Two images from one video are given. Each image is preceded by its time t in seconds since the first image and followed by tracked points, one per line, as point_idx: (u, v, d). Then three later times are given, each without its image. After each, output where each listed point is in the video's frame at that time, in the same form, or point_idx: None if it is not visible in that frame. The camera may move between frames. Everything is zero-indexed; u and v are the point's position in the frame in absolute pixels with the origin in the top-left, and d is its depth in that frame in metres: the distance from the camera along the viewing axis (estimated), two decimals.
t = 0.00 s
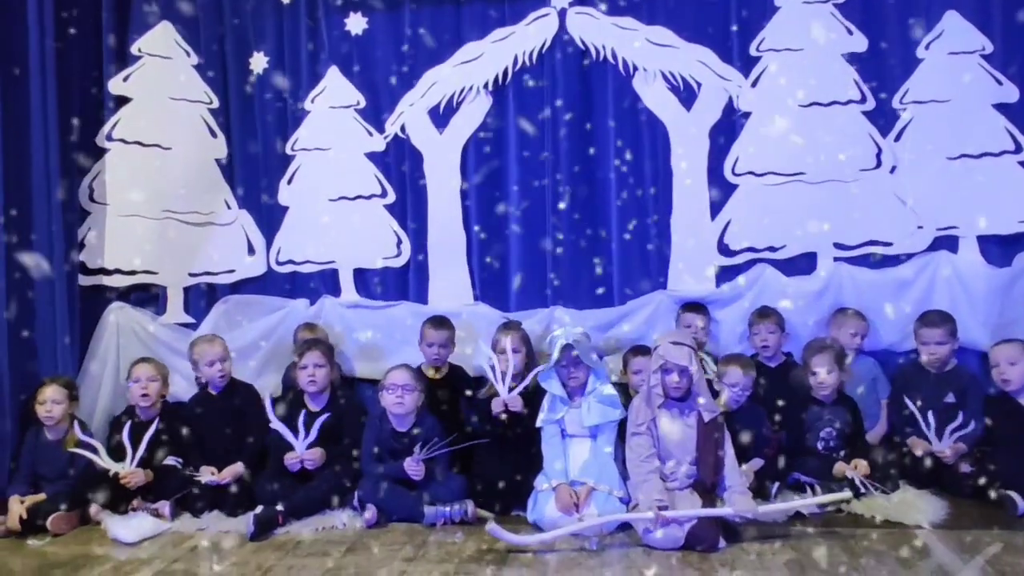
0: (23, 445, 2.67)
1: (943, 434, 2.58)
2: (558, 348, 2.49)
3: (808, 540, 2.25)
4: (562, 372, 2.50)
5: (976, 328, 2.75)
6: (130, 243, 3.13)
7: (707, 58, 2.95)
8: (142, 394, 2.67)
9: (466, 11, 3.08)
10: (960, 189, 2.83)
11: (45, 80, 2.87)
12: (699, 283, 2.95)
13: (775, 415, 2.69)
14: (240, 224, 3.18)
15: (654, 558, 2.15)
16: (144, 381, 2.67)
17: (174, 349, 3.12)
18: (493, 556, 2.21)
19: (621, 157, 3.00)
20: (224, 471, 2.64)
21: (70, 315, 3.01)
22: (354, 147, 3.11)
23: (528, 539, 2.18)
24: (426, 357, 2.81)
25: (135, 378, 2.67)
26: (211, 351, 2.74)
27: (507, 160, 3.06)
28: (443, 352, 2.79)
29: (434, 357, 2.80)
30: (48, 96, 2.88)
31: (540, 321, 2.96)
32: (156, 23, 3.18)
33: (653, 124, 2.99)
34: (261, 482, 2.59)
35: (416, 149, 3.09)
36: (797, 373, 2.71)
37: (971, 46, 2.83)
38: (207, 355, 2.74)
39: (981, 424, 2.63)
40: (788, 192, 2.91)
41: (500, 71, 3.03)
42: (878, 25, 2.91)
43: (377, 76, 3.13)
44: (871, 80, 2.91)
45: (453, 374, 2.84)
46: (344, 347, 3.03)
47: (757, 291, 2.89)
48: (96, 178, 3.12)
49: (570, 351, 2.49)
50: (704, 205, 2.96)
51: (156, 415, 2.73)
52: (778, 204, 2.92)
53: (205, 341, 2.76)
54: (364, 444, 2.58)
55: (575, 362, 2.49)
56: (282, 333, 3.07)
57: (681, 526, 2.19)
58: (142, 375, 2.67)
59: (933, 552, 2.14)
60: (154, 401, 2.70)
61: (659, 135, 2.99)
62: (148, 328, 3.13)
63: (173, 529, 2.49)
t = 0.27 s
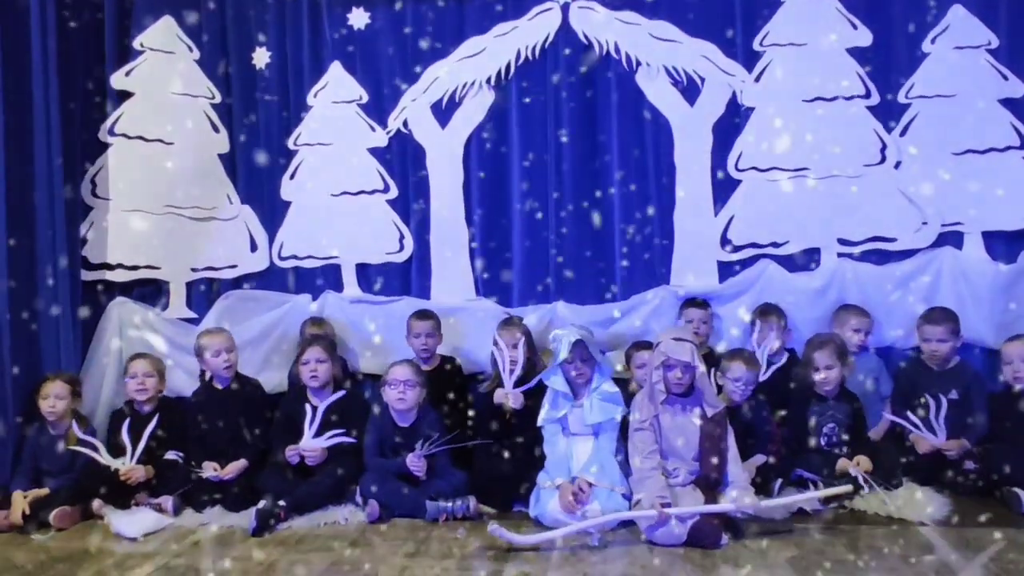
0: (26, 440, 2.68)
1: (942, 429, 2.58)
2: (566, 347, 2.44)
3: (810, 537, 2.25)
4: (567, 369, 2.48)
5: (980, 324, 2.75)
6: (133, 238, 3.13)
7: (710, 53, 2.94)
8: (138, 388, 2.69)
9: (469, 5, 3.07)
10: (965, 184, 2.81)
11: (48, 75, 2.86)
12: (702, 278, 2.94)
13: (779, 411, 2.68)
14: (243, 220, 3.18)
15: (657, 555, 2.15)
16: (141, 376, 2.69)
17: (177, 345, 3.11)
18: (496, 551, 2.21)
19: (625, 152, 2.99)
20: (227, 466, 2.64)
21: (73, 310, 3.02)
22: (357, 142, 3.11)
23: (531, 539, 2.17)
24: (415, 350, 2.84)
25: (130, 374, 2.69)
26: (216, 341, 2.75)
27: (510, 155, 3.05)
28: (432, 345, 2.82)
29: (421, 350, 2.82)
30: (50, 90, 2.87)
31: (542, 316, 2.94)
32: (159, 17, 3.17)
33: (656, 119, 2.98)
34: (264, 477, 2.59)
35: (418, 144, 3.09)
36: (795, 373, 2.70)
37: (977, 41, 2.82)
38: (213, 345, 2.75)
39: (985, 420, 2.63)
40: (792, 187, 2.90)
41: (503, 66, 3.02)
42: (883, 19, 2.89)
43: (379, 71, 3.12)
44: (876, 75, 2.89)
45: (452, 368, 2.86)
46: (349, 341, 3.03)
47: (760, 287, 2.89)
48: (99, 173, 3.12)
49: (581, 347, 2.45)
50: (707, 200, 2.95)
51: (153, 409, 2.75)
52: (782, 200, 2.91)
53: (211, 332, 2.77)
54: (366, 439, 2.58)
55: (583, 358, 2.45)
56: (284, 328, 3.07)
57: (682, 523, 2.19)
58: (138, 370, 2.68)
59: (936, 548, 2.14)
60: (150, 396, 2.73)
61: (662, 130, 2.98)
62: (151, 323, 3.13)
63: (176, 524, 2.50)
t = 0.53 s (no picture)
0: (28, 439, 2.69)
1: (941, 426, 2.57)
2: (564, 351, 2.42)
3: (811, 534, 2.25)
4: (564, 373, 2.45)
5: (982, 322, 2.75)
6: (135, 236, 3.13)
7: (712, 50, 2.94)
8: (133, 385, 2.68)
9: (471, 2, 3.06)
10: (968, 182, 2.81)
11: (48, 73, 2.86)
12: (703, 277, 2.94)
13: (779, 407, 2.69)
14: (243, 217, 3.18)
15: (658, 552, 2.15)
16: (135, 373, 2.68)
17: (178, 342, 3.12)
18: (497, 549, 2.21)
19: (626, 150, 2.98)
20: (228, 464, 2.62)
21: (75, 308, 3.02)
22: (359, 139, 3.10)
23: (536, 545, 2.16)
24: (409, 345, 2.83)
25: (124, 371, 2.68)
26: (227, 339, 2.74)
27: (512, 153, 3.05)
28: (426, 338, 2.81)
29: (415, 345, 2.81)
30: (51, 88, 2.87)
31: (544, 314, 2.95)
32: (160, 14, 3.17)
33: (658, 116, 2.98)
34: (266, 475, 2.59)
35: (420, 141, 3.09)
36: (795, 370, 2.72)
37: (980, 39, 2.82)
38: (224, 343, 2.74)
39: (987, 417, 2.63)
40: (794, 184, 2.90)
41: (505, 63, 3.02)
42: (885, 17, 2.88)
43: (381, 68, 3.12)
44: (878, 73, 2.89)
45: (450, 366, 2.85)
46: (351, 336, 3.03)
47: (762, 285, 2.89)
48: (100, 170, 3.11)
49: (576, 351, 2.44)
50: (708, 198, 2.94)
51: (150, 405, 2.75)
52: (784, 197, 2.90)
53: (224, 329, 2.77)
54: (368, 437, 2.58)
55: (580, 361, 2.44)
56: (286, 326, 3.07)
57: (685, 522, 2.19)
58: (132, 367, 2.67)
59: (937, 546, 2.14)
60: (146, 392, 2.72)
61: (663, 128, 2.98)
62: (152, 320, 3.13)
63: (178, 521, 2.50)
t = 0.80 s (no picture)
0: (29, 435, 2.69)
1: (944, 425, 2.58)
2: (565, 345, 2.42)
3: (812, 532, 2.25)
4: (565, 368, 2.46)
5: (982, 321, 2.75)
6: (136, 234, 3.13)
7: (713, 48, 2.94)
8: (140, 384, 2.68)
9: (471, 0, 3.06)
10: (968, 180, 2.81)
11: (50, 71, 2.86)
12: (703, 275, 2.95)
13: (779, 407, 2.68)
14: (244, 215, 3.18)
15: (658, 550, 2.15)
16: (142, 372, 2.68)
17: (179, 339, 3.12)
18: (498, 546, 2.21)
19: (626, 148, 2.98)
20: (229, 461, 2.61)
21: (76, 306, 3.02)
22: (359, 138, 3.10)
23: (539, 548, 2.15)
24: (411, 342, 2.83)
25: (131, 369, 2.69)
26: (233, 339, 2.72)
27: (513, 152, 3.05)
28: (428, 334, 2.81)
29: (417, 341, 2.81)
30: (52, 86, 2.87)
31: (544, 313, 2.95)
32: (160, 12, 3.17)
33: (658, 114, 2.98)
34: (267, 472, 2.59)
35: (420, 139, 3.09)
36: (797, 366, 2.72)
37: (981, 37, 2.82)
38: (230, 343, 2.72)
39: (987, 415, 2.63)
40: (794, 183, 2.90)
41: (506, 61, 3.02)
42: (886, 15, 2.88)
43: (381, 67, 3.12)
44: (878, 71, 2.89)
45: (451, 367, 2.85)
46: (349, 336, 3.04)
47: (763, 283, 2.89)
48: (101, 168, 3.12)
49: (580, 345, 2.44)
50: (709, 196, 2.95)
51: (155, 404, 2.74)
52: (784, 196, 2.90)
53: (228, 329, 2.74)
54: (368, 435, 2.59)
55: (582, 356, 2.44)
56: (287, 324, 3.08)
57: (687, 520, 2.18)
58: (138, 366, 2.68)
59: (937, 544, 2.14)
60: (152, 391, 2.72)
61: (664, 127, 2.98)
62: (153, 318, 3.13)
63: (179, 519, 2.51)
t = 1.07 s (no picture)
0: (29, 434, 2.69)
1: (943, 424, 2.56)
2: (576, 340, 2.42)
3: (812, 532, 2.25)
4: (573, 364, 2.45)
5: (983, 321, 2.75)
6: (137, 234, 3.12)
7: (713, 48, 2.94)
8: (155, 385, 2.69)
9: None
10: (968, 179, 2.81)
11: (50, 71, 2.86)
12: (703, 275, 2.94)
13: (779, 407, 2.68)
14: (244, 215, 3.18)
15: (658, 549, 2.15)
16: (156, 371, 2.69)
17: (179, 339, 3.12)
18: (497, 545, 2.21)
19: (627, 148, 2.98)
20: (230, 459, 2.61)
21: (76, 306, 3.02)
22: (359, 137, 3.10)
23: (539, 551, 2.12)
24: (419, 341, 2.84)
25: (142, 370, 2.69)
26: (239, 339, 2.73)
27: (513, 151, 3.05)
28: (436, 334, 2.82)
29: (426, 341, 2.82)
30: (52, 84, 2.87)
31: (544, 312, 2.95)
32: (160, 12, 3.17)
33: (659, 114, 2.98)
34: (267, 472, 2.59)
35: (420, 139, 3.09)
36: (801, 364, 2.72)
37: (981, 36, 2.82)
38: (235, 342, 2.73)
39: (987, 416, 2.63)
40: (794, 182, 2.90)
41: (506, 60, 3.02)
42: (887, 14, 2.88)
43: (381, 66, 3.12)
44: (879, 70, 2.89)
45: (454, 368, 2.84)
46: (349, 336, 3.04)
47: (762, 282, 2.89)
48: (101, 168, 3.10)
49: (591, 341, 2.44)
50: (709, 196, 2.95)
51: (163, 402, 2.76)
52: (784, 195, 2.90)
53: (235, 328, 2.76)
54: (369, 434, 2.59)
55: (592, 352, 2.44)
56: (287, 324, 3.08)
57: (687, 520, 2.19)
58: (149, 366, 2.68)
59: (937, 544, 2.14)
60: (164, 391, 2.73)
61: (664, 126, 2.97)
62: (153, 318, 3.13)
63: (180, 518, 2.50)
